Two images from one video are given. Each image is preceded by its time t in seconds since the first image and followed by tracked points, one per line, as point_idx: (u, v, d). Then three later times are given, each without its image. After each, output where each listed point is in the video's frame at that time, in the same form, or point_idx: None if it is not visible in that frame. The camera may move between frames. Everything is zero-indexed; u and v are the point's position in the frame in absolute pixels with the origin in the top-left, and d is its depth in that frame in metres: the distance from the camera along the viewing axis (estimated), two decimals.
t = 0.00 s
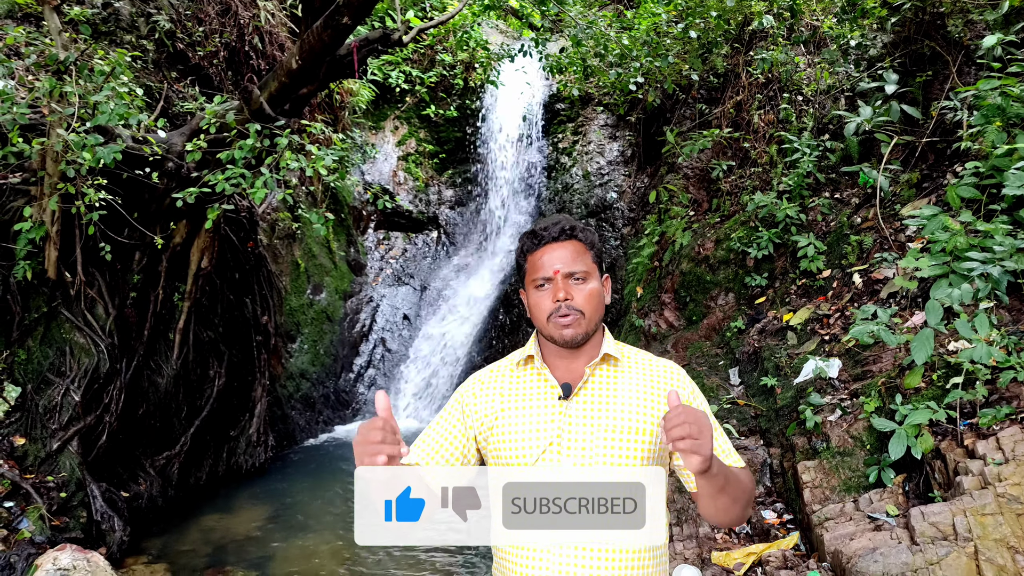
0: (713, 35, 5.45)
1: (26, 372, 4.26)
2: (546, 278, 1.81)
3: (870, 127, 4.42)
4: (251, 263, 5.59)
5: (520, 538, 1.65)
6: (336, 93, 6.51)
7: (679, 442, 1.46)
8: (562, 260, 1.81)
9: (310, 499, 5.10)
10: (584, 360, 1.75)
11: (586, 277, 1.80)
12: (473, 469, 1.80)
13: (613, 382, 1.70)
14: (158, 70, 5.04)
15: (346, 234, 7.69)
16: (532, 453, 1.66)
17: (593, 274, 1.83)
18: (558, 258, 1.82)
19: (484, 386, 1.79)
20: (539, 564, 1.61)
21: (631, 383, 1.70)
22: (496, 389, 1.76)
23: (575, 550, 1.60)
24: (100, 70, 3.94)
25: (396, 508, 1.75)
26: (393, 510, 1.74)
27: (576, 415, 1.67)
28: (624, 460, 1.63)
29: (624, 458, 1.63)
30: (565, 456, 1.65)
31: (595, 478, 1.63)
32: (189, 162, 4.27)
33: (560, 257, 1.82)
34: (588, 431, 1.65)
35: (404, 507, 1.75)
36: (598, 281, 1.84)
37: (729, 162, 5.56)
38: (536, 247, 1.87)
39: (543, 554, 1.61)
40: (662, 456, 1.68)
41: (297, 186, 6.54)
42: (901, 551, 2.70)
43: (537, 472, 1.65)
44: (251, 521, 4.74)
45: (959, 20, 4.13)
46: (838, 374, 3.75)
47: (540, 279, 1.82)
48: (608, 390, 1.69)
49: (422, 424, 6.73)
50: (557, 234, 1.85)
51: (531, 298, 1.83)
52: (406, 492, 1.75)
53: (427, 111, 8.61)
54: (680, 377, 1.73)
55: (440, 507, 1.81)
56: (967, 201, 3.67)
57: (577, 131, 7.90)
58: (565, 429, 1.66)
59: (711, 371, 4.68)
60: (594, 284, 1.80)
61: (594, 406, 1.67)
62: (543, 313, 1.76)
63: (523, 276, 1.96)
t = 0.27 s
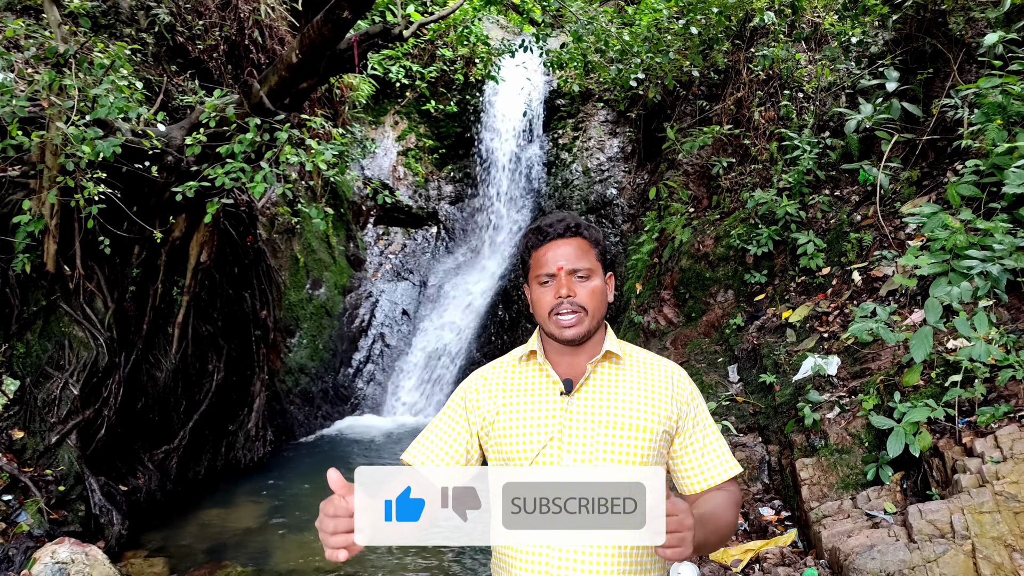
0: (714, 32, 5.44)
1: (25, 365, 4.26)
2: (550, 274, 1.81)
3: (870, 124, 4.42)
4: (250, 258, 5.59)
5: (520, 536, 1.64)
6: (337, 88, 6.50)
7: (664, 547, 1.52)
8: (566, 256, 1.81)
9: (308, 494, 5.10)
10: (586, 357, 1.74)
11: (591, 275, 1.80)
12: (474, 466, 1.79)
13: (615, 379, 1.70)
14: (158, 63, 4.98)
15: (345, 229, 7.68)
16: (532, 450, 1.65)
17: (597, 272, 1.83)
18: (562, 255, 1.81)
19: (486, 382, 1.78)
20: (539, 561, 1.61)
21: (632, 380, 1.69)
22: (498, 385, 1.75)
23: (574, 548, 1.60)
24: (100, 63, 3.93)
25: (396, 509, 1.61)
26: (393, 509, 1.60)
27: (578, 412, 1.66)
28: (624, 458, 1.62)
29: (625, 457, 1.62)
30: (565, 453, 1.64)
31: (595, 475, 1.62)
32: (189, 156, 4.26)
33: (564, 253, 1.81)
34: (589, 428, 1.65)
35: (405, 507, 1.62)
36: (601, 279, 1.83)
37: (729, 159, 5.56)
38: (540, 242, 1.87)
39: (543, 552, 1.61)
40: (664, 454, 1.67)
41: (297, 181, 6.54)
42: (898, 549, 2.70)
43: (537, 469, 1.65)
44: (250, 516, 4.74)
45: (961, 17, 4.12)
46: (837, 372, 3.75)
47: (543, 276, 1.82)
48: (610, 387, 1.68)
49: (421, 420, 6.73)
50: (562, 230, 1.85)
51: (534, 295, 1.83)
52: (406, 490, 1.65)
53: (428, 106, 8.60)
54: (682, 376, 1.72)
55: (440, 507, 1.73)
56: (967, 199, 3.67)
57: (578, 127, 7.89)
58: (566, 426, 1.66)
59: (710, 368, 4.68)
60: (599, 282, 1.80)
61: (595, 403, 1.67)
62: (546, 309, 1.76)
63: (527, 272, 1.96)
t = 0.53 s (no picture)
0: (715, 32, 5.44)
1: (25, 364, 4.25)
2: (549, 273, 1.80)
3: (872, 125, 4.42)
4: (251, 257, 5.59)
5: (520, 536, 1.65)
6: (338, 87, 6.50)
7: (670, 564, 1.48)
8: (566, 256, 1.81)
9: (308, 493, 5.10)
10: (586, 358, 1.74)
11: (591, 275, 1.80)
12: (474, 466, 1.79)
13: (615, 379, 1.69)
14: (159, 62, 4.97)
15: (346, 229, 7.68)
16: (532, 451, 1.65)
17: (597, 272, 1.83)
18: (563, 255, 1.81)
19: (486, 383, 1.78)
20: (539, 561, 1.61)
21: (632, 381, 1.68)
22: (498, 386, 1.75)
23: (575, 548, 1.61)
24: (101, 62, 3.93)
25: (396, 509, 1.62)
26: (393, 509, 1.61)
27: (578, 413, 1.66)
28: (624, 459, 1.62)
29: (626, 458, 1.62)
30: (565, 454, 1.64)
31: (595, 476, 1.62)
32: (190, 155, 4.26)
33: (564, 253, 1.81)
34: (589, 430, 1.64)
35: (405, 507, 1.63)
36: (601, 278, 1.83)
37: (730, 159, 5.55)
38: (540, 242, 1.87)
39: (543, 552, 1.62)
40: (664, 455, 1.67)
41: (297, 180, 6.54)
42: (899, 550, 2.69)
43: (537, 470, 1.65)
44: (250, 515, 4.74)
45: (962, 18, 4.14)
46: (838, 373, 3.74)
47: (543, 275, 1.81)
48: (610, 387, 1.68)
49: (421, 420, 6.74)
50: (562, 230, 1.85)
51: (534, 294, 1.83)
52: (406, 491, 1.67)
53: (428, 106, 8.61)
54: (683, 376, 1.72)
55: (440, 507, 1.74)
56: (969, 199, 3.67)
57: (579, 127, 7.89)
58: (567, 428, 1.65)
59: (711, 368, 4.68)
60: (599, 282, 1.80)
61: (595, 404, 1.66)
62: (545, 309, 1.76)
63: (526, 272, 1.95)
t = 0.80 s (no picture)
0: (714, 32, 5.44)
1: (25, 367, 4.25)
2: (549, 273, 1.81)
3: (872, 125, 4.42)
4: (251, 259, 5.59)
5: (521, 537, 1.64)
6: (337, 89, 6.50)
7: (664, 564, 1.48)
8: (566, 257, 1.81)
9: (309, 495, 5.10)
10: (587, 358, 1.74)
11: (592, 275, 1.80)
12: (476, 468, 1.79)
13: (617, 380, 1.69)
14: (159, 64, 4.97)
15: (346, 230, 7.68)
16: (533, 452, 1.65)
17: (597, 273, 1.83)
18: (563, 255, 1.81)
19: (488, 384, 1.78)
20: (540, 561, 1.61)
21: (633, 382, 1.68)
22: (499, 388, 1.75)
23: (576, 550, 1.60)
24: (101, 65, 3.93)
25: (396, 510, 1.61)
26: (393, 511, 1.60)
27: (579, 415, 1.66)
28: (626, 459, 1.61)
29: (627, 459, 1.61)
30: (567, 455, 1.64)
31: (596, 477, 1.62)
32: (190, 157, 4.26)
33: (564, 253, 1.81)
34: (591, 431, 1.64)
35: (405, 508, 1.62)
36: (601, 279, 1.83)
37: (730, 160, 5.55)
38: (541, 242, 1.87)
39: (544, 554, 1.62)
40: (666, 455, 1.67)
41: (297, 182, 6.53)
42: (900, 550, 2.69)
43: (538, 472, 1.64)
44: (250, 517, 4.73)
45: (961, 18, 4.16)
46: (838, 373, 3.74)
47: (543, 275, 1.82)
48: (611, 388, 1.68)
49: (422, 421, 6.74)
50: (563, 231, 1.84)
51: (534, 295, 1.83)
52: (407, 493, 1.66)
53: (428, 107, 8.61)
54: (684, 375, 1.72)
55: (440, 508, 1.74)
56: (969, 199, 3.66)
57: (578, 128, 7.88)
58: (568, 429, 1.65)
59: (711, 369, 4.68)
60: (599, 282, 1.80)
61: (596, 405, 1.66)
62: (545, 309, 1.76)
63: (527, 272, 1.95)
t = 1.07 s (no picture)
0: (715, 29, 5.43)
1: (26, 364, 4.25)
2: (545, 271, 1.80)
3: (872, 121, 4.41)
4: (251, 256, 5.59)
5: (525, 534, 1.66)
6: (337, 86, 6.49)
7: None
8: (562, 255, 1.81)
9: (310, 493, 5.10)
10: (585, 354, 1.74)
11: (585, 272, 1.79)
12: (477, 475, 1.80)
13: (616, 376, 1.69)
14: (159, 62, 4.97)
15: (346, 228, 7.68)
16: (533, 450, 1.65)
17: (593, 270, 1.82)
18: (558, 253, 1.81)
19: (486, 381, 1.78)
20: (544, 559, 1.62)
21: (633, 377, 1.68)
22: (498, 385, 1.75)
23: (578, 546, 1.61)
24: (101, 62, 3.93)
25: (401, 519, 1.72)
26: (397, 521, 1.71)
27: (579, 412, 1.66)
28: (627, 456, 1.61)
29: (628, 455, 1.61)
30: (567, 453, 1.64)
31: (597, 474, 1.62)
32: (190, 155, 4.26)
33: (560, 252, 1.81)
34: (591, 428, 1.64)
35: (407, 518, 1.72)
36: (597, 276, 1.83)
37: (731, 157, 5.54)
38: (538, 240, 1.87)
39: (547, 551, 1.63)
40: (667, 450, 1.66)
41: (297, 179, 6.53)
42: (901, 547, 2.69)
43: (539, 469, 1.65)
44: (251, 514, 4.74)
45: (962, 14, 4.14)
46: (839, 369, 3.74)
47: (538, 273, 1.81)
48: (610, 385, 1.67)
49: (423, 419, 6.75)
50: (559, 228, 1.85)
51: (530, 292, 1.83)
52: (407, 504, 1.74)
53: (428, 104, 8.60)
54: (685, 369, 1.70)
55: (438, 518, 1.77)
56: (969, 196, 3.66)
57: (579, 125, 7.87)
58: (568, 427, 1.65)
59: (712, 366, 4.68)
60: (593, 280, 1.79)
61: (596, 402, 1.66)
62: (540, 306, 1.77)
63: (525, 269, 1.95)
